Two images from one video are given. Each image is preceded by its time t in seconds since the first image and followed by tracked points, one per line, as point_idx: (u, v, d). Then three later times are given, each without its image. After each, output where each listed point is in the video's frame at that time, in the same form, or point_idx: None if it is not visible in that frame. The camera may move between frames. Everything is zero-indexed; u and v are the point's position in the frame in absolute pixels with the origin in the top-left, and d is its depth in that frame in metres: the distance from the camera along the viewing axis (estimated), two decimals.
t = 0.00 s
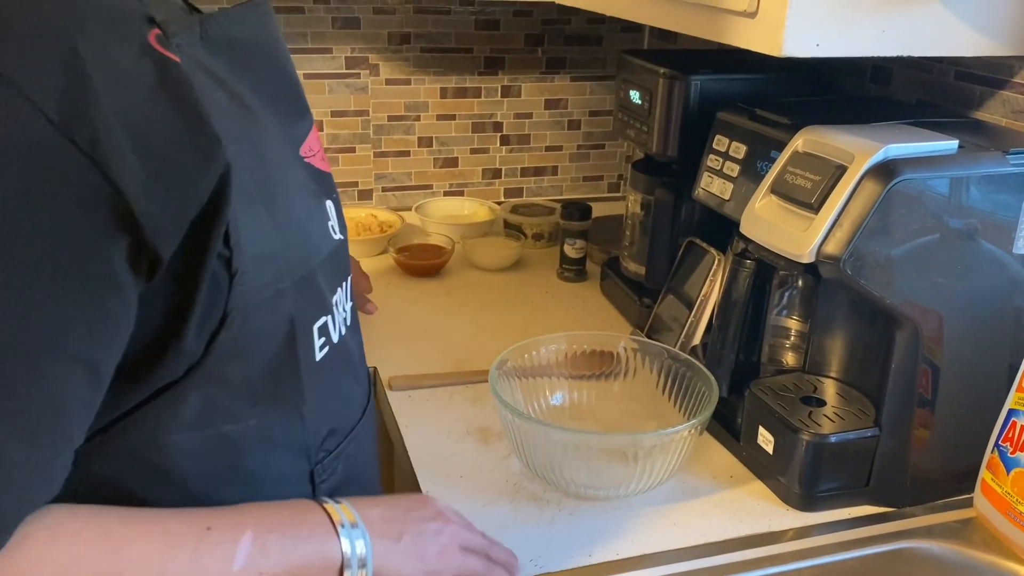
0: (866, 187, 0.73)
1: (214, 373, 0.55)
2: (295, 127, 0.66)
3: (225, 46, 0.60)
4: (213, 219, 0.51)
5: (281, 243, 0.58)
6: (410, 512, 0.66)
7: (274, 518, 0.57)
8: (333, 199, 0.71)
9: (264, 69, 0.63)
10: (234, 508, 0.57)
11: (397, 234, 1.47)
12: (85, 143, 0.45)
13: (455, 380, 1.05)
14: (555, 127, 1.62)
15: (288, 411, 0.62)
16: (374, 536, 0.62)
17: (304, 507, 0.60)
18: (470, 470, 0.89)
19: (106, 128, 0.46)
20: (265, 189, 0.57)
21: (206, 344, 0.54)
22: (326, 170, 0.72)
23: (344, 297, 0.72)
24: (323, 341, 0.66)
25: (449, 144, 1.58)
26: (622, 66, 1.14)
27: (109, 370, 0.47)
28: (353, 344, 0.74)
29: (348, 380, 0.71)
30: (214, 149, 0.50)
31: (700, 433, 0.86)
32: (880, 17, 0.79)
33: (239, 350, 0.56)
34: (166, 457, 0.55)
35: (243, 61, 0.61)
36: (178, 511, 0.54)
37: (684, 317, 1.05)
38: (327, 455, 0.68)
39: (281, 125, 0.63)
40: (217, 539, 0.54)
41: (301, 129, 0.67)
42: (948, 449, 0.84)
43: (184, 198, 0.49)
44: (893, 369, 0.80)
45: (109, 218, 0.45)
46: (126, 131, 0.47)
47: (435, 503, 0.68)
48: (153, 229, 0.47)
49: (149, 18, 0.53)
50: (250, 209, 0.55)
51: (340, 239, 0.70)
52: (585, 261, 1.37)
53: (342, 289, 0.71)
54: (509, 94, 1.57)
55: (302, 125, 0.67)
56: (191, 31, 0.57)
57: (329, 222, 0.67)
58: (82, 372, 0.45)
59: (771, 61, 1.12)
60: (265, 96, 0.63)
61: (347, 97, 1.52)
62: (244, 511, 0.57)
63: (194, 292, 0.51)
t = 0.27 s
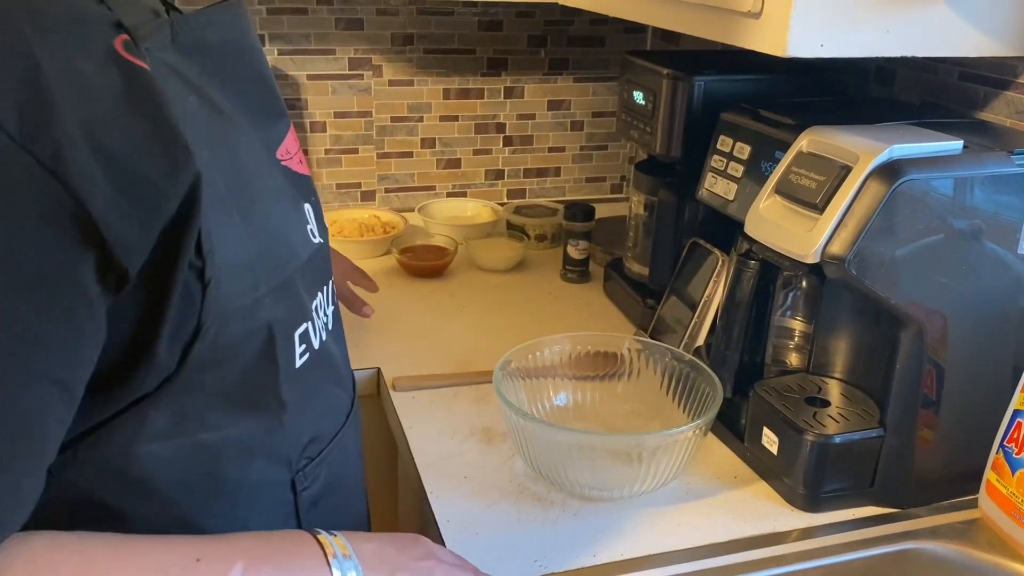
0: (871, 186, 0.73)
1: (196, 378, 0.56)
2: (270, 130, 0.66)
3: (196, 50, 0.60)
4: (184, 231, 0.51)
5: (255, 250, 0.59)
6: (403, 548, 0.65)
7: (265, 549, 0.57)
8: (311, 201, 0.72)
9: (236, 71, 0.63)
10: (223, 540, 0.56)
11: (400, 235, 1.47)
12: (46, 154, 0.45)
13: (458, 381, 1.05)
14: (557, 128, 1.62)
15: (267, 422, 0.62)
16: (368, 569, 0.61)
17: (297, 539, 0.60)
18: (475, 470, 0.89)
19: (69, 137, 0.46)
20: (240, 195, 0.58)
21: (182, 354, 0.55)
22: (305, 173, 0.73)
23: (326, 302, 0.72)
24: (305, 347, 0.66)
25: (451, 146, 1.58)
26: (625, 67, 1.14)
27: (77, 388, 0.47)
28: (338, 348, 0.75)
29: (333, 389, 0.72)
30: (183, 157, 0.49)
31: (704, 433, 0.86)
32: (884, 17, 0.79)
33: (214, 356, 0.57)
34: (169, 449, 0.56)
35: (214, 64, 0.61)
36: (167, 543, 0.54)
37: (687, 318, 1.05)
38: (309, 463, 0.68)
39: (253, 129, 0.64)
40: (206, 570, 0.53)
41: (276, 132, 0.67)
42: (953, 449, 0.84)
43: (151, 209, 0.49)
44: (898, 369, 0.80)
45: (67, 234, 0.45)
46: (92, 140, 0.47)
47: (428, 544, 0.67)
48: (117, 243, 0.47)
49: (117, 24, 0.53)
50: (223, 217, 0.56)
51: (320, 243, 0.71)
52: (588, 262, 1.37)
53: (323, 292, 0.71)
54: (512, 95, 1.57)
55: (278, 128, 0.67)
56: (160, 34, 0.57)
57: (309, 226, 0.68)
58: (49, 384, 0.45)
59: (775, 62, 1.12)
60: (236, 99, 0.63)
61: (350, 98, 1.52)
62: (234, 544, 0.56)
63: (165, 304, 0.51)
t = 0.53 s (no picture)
0: (877, 188, 0.73)
1: (205, 382, 0.56)
2: (261, 132, 0.66)
3: (186, 51, 0.60)
4: (176, 228, 0.49)
5: (248, 251, 0.59)
6: (441, 523, 0.64)
7: (299, 536, 0.56)
8: (302, 202, 0.72)
9: (228, 73, 0.63)
10: (257, 529, 0.56)
11: (404, 237, 1.47)
12: (46, 155, 0.43)
13: (462, 382, 1.05)
14: (560, 130, 1.62)
15: (263, 422, 0.62)
16: (406, 546, 0.59)
17: (332, 524, 0.59)
18: (479, 471, 0.90)
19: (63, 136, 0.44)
20: (229, 194, 0.58)
21: (175, 357, 0.54)
22: (298, 174, 0.72)
23: (318, 302, 0.71)
24: (299, 348, 0.66)
25: (455, 147, 1.58)
26: (629, 69, 1.15)
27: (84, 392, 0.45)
28: (331, 350, 0.74)
29: (328, 394, 0.72)
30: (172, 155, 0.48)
31: (709, 434, 0.86)
32: (889, 19, 0.79)
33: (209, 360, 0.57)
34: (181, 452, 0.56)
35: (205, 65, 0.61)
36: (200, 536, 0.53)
37: (691, 319, 1.05)
38: (305, 463, 0.68)
39: (241, 129, 0.63)
40: (241, 560, 0.53)
41: (268, 134, 0.67)
42: (958, 450, 0.84)
43: (143, 212, 0.47)
44: (902, 370, 0.80)
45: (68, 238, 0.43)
46: (83, 141, 0.46)
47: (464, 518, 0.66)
48: (111, 245, 0.45)
49: (104, 28, 0.53)
50: (214, 218, 0.55)
51: (313, 244, 0.70)
52: (592, 263, 1.37)
53: (317, 292, 0.71)
54: (515, 96, 1.58)
55: (269, 130, 0.67)
56: (147, 37, 0.56)
57: (300, 226, 0.68)
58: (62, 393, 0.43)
59: (779, 64, 1.13)
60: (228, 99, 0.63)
61: (354, 100, 1.52)
62: (268, 532, 0.56)
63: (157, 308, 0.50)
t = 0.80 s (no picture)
0: (878, 190, 0.74)
1: (219, 380, 0.55)
2: (263, 127, 0.63)
3: (183, 46, 0.57)
4: (181, 221, 0.47)
5: (250, 248, 0.56)
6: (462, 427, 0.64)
7: (327, 472, 0.55)
8: (308, 196, 0.68)
9: (229, 69, 0.61)
10: (284, 468, 0.54)
11: (405, 239, 1.48)
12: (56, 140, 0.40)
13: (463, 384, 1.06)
14: (562, 131, 1.62)
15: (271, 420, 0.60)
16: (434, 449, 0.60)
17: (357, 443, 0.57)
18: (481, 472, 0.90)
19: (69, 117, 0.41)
20: (232, 192, 0.55)
21: (182, 354, 0.52)
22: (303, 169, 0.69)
23: (327, 298, 0.68)
24: (305, 344, 0.62)
25: (456, 149, 1.59)
26: (630, 71, 1.15)
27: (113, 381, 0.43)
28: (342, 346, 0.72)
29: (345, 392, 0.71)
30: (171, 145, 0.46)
31: (711, 436, 0.86)
32: (891, 21, 0.79)
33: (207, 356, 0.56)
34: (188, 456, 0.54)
35: (208, 61, 0.59)
36: (232, 491, 0.52)
37: (692, 321, 1.05)
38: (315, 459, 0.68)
39: (243, 125, 0.60)
40: (281, 512, 0.52)
41: (270, 129, 0.64)
42: (960, 452, 0.84)
43: (141, 208, 0.44)
44: (903, 372, 0.80)
45: (89, 232, 0.41)
46: (89, 127, 0.43)
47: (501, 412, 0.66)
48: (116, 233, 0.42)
49: (103, 25, 0.52)
50: (214, 215, 0.52)
51: (319, 239, 0.67)
52: (593, 264, 1.37)
53: (325, 287, 0.67)
54: (517, 98, 1.58)
55: (271, 124, 0.64)
56: (144, 34, 0.55)
57: (304, 221, 0.65)
58: (94, 380, 0.42)
59: (780, 67, 1.13)
60: (227, 93, 0.61)
61: (356, 102, 1.52)
62: (298, 473, 0.54)
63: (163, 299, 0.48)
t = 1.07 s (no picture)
0: (879, 190, 0.74)
1: (233, 375, 0.54)
2: (281, 127, 0.63)
3: (198, 48, 0.57)
4: (199, 213, 0.47)
5: (266, 246, 0.55)
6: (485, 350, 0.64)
7: (367, 416, 0.54)
8: (327, 198, 0.67)
9: (251, 71, 0.60)
10: (322, 413, 0.53)
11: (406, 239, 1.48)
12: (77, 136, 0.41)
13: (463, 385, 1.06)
14: (563, 132, 1.62)
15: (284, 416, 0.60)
16: (464, 384, 0.60)
17: (392, 382, 0.57)
18: (482, 473, 0.90)
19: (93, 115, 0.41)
20: (248, 188, 0.54)
21: (198, 349, 0.51)
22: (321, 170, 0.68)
23: (346, 298, 0.67)
24: (322, 342, 0.62)
25: (458, 149, 1.59)
26: (631, 72, 1.15)
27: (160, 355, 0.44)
28: (359, 345, 0.70)
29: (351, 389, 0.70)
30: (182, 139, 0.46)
31: (712, 437, 0.86)
32: (892, 22, 0.79)
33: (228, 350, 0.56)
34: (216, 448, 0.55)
35: (226, 64, 0.58)
36: (275, 442, 0.50)
37: (693, 322, 1.05)
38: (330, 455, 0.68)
39: (260, 124, 0.60)
40: (329, 460, 0.51)
41: (287, 129, 0.63)
42: (961, 453, 0.84)
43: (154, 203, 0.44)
44: (904, 373, 0.80)
45: (123, 226, 0.41)
46: (106, 121, 0.43)
47: (532, 346, 0.67)
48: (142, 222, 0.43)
49: (119, 23, 0.52)
50: (231, 213, 0.52)
51: (338, 239, 0.66)
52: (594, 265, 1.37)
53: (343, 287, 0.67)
54: (518, 99, 1.58)
55: (290, 125, 0.64)
56: (162, 35, 0.54)
57: (323, 220, 0.64)
58: (141, 357, 0.42)
59: (782, 67, 1.13)
60: (245, 94, 0.60)
61: (358, 102, 1.52)
62: (339, 418, 0.53)
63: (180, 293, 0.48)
